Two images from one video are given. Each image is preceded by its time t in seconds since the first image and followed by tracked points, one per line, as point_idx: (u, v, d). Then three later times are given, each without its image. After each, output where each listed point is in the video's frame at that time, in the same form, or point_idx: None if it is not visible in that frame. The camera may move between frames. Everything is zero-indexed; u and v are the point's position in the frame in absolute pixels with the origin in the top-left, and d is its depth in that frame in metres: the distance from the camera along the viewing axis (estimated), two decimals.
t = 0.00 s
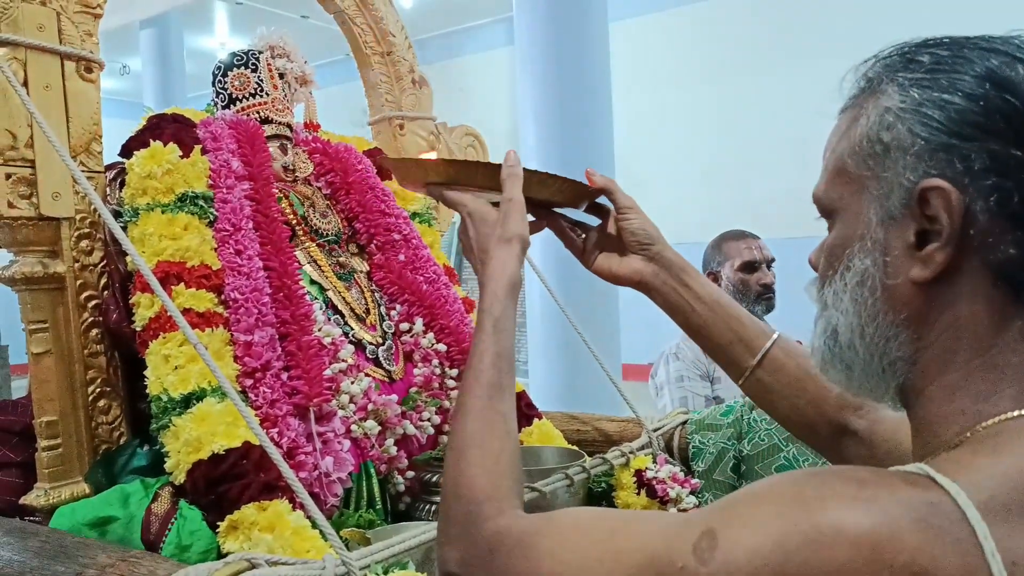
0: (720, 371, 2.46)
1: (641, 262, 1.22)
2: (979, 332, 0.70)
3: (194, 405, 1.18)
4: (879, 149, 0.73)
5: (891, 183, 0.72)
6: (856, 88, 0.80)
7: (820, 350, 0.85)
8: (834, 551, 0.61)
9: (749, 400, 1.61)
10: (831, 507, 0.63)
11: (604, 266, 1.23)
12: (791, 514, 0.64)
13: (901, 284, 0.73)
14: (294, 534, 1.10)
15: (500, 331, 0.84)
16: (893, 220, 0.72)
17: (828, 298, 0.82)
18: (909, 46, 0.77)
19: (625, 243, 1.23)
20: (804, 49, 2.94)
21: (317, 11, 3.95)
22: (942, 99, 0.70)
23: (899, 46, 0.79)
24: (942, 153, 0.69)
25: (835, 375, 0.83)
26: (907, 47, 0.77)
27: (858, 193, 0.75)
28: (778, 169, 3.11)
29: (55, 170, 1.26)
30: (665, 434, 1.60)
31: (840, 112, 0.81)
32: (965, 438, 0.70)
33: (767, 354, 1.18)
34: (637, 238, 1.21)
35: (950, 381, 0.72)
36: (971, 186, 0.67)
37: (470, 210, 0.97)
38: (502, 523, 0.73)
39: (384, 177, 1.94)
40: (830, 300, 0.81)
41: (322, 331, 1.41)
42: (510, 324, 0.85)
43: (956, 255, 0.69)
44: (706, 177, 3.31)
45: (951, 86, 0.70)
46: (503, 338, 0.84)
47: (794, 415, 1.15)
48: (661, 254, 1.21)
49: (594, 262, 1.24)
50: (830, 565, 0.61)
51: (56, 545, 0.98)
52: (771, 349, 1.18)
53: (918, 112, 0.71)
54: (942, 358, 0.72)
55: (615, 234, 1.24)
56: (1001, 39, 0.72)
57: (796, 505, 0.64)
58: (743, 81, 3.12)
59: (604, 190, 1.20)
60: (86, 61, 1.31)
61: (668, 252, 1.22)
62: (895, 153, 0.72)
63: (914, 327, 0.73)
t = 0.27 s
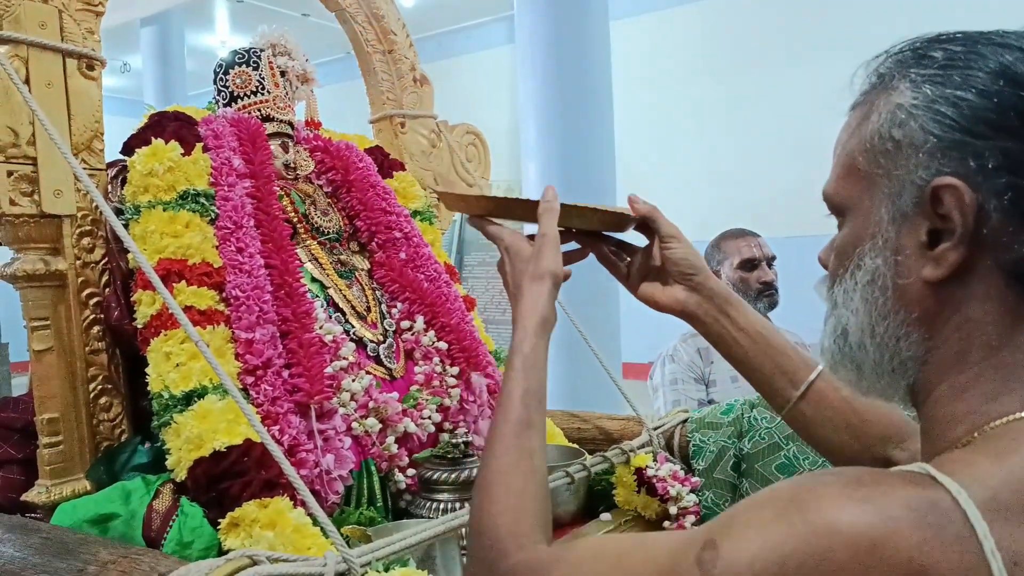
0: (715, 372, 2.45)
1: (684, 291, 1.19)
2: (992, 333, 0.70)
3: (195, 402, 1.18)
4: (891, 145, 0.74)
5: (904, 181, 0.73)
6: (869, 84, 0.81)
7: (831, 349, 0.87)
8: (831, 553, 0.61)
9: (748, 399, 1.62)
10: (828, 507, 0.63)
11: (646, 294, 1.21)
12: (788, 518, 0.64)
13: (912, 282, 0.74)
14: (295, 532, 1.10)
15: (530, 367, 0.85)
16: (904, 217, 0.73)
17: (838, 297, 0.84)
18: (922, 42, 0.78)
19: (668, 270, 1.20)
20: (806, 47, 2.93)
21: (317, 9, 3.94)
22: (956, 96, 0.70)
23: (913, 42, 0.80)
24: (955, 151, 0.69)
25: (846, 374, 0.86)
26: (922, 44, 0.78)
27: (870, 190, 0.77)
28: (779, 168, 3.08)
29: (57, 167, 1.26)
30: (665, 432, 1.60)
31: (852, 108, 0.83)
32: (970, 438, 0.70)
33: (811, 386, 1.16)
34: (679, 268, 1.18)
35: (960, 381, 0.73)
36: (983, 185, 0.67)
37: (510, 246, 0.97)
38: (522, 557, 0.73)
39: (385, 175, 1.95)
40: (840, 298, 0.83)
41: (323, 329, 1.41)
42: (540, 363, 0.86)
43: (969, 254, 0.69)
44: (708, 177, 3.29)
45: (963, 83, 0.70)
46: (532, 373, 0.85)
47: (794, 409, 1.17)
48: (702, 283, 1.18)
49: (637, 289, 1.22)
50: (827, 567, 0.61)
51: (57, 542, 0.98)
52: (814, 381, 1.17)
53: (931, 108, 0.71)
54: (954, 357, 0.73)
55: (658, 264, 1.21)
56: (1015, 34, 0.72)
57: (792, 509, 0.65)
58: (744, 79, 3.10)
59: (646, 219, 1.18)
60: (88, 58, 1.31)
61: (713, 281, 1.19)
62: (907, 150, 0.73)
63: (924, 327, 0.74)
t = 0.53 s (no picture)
0: (705, 375, 2.45)
1: (726, 346, 1.19)
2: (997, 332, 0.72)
3: (197, 403, 1.19)
4: (902, 144, 0.75)
5: (912, 182, 0.74)
6: (879, 83, 0.81)
7: (836, 346, 0.90)
8: (811, 546, 0.64)
9: (748, 399, 1.62)
10: (808, 503, 0.66)
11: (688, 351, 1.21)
12: (769, 519, 0.67)
13: (918, 283, 0.76)
14: (296, 532, 1.10)
15: (575, 453, 0.89)
16: (913, 219, 0.75)
17: (844, 295, 0.86)
18: (934, 42, 0.78)
19: (708, 328, 1.19)
20: (807, 48, 2.93)
21: (318, 10, 3.94)
22: (966, 97, 0.70)
23: (924, 42, 0.80)
24: (964, 152, 0.69)
25: (851, 371, 0.89)
26: (932, 43, 0.78)
27: (879, 190, 0.78)
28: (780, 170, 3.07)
29: (59, 168, 1.26)
30: (665, 433, 1.61)
31: (862, 106, 0.83)
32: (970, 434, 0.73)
33: (859, 440, 1.16)
34: (721, 323, 1.17)
35: (961, 380, 0.76)
36: (993, 187, 0.68)
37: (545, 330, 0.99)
38: None
39: (386, 176, 1.95)
40: (846, 297, 0.85)
41: (324, 330, 1.41)
42: (584, 447, 0.89)
43: (975, 256, 0.71)
44: (708, 179, 3.28)
45: (975, 84, 0.70)
46: (577, 457, 0.88)
47: (794, 411, 1.18)
48: (746, 338, 1.17)
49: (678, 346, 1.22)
50: (809, 560, 0.64)
51: (59, 543, 0.98)
52: (864, 434, 1.16)
53: (942, 109, 0.72)
54: (958, 355, 0.75)
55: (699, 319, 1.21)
56: None
57: (775, 511, 0.68)
58: (745, 81, 3.10)
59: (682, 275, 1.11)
60: (90, 59, 1.31)
61: (756, 335, 1.18)
62: (916, 151, 0.73)
63: (930, 328, 0.77)
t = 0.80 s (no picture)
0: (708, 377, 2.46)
1: (724, 345, 1.22)
2: (993, 333, 0.73)
3: (197, 404, 1.19)
4: (894, 152, 0.78)
5: (905, 187, 0.76)
6: (874, 98, 0.84)
7: (848, 358, 0.91)
8: (819, 540, 0.65)
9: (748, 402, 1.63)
10: (815, 498, 0.67)
11: (683, 351, 1.23)
12: (778, 515, 0.69)
13: (918, 284, 0.77)
14: (296, 532, 1.10)
15: (590, 454, 0.91)
16: (908, 222, 0.76)
17: (851, 304, 0.88)
18: (923, 56, 0.81)
19: (704, 326, 1.23)
20: (805, 50, 2.94)
21: (317, 12, 3.95)
22: (953, 104, 0.73)
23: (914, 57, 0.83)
24: (954, 155, 0.72)
25: (864, 381, 0.90)
26: (921, 57, 0.81)
27: (876, 198, 0.80)
28: (779, 170, 3.07)
29: (59, 170, 1.26)
30: (665, 434, 1.63)
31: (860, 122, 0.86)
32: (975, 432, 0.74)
33: (850, 446, 1.16)
34: (719, 321, 1.21)
35: (965, 378, 0.76)
36: (981, 187, 0.70)
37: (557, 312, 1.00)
38: None
39: (385, 177, 1.96)
40: (852, 305, 0.88)
41: (323, 331, 1.41)
42: (598, 447, 0.92)
43: (969, 255, 0.72)
44: (706, 181, 3.28)
45: (961, 92, 0.73)
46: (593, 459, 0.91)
47: (790, 414, 1.19)
48: (744, 337, 1.22)
49: (673, 346, 1.24)
50: (817, 554, 0.65)
51: (59, 544, 0.98)
52: (856, 439, 1.17)
53: (930, 117, 0.74)
54: (959, 354, 0.76)
55: (690, 314, 1.26)
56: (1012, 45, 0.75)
57: (783, 505, 0.69)
58: (743, 82, 3.10)
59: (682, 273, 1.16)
60: (90, 61, 1.32)
61: (753, 335, 1.23)
62: (907, 157, 0.76)
63: (931, 329, 0.78)
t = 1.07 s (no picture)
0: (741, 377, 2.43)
1: (749, 383, 1.20)
2: (998, 338, 0.74)
3: (197, 407, 1.19)
4: (897, 163, 0.78)
5: (912, 196, 0.76)
6: (872, 111, 0.85)
7: (858, 367, 0.90)
8: (838, 547, 0.66)
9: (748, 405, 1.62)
10: (834, 505, 0.68)
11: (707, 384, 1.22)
12: (798, 522, 0.70)
13: (929, 291, 0.77)
14: (296, 536, 1.11)
15: (604, 484, 0.92)
16: (917, 231, 0.76)
17: (859, 315, 0.87)
18: (918, 67, 0.82)
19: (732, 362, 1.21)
20: (806, 53, 2.95)
21: (318, 16, 3.96)
22: (955, 113, 0.74)
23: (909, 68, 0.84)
24: (959, 162, 0.72)
25: (874, 390, 0.89)
26: (917, 68, 0.81)
27: (882, 208, 0.80)
28: (779, 174, 3.07)
29: (60, 173, 1.27)
30: (665, 438, 1.65)
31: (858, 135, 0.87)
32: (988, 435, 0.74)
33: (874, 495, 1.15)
34: (745, 359, 1.19)
35: (980, 382, 0.76)
36: (989, 192, 0.70)
37: (576, 342, 1.01)
38: None
39: (385, 181, 1.96)
40: (859, 319, 0.87)
41: (324, 334, 1.42)
42: (614, 476, 0.93)
43: (980, 260, 0.72)
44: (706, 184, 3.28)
45: (962, 100, 0.74)
46: (609, 488, 0.92)
47: (812, 456, 1.18)
48: (770, 376, 1.20)
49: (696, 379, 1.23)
50: (837, 560, 0.66)
51: (60, 547, 0.99)
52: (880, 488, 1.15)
53: (933, 127, 0.75)
54: (970, 362, 0.76)
55: (720, 349, 1.23)
56: (1007, 54, 0.76)
57: (803, 512, 0.70)
58: (744, 86, 3.11)
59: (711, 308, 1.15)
60: (91, 65, 1.32)
61: (779, 373, 1.20)
62: (912, 166, 0.76)
63: (943, 336, 0.78)
